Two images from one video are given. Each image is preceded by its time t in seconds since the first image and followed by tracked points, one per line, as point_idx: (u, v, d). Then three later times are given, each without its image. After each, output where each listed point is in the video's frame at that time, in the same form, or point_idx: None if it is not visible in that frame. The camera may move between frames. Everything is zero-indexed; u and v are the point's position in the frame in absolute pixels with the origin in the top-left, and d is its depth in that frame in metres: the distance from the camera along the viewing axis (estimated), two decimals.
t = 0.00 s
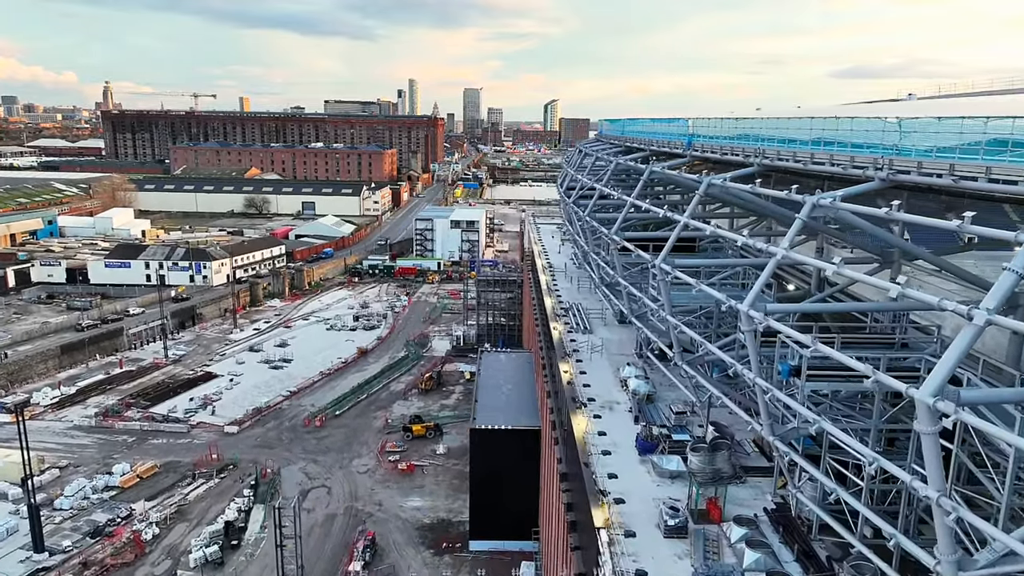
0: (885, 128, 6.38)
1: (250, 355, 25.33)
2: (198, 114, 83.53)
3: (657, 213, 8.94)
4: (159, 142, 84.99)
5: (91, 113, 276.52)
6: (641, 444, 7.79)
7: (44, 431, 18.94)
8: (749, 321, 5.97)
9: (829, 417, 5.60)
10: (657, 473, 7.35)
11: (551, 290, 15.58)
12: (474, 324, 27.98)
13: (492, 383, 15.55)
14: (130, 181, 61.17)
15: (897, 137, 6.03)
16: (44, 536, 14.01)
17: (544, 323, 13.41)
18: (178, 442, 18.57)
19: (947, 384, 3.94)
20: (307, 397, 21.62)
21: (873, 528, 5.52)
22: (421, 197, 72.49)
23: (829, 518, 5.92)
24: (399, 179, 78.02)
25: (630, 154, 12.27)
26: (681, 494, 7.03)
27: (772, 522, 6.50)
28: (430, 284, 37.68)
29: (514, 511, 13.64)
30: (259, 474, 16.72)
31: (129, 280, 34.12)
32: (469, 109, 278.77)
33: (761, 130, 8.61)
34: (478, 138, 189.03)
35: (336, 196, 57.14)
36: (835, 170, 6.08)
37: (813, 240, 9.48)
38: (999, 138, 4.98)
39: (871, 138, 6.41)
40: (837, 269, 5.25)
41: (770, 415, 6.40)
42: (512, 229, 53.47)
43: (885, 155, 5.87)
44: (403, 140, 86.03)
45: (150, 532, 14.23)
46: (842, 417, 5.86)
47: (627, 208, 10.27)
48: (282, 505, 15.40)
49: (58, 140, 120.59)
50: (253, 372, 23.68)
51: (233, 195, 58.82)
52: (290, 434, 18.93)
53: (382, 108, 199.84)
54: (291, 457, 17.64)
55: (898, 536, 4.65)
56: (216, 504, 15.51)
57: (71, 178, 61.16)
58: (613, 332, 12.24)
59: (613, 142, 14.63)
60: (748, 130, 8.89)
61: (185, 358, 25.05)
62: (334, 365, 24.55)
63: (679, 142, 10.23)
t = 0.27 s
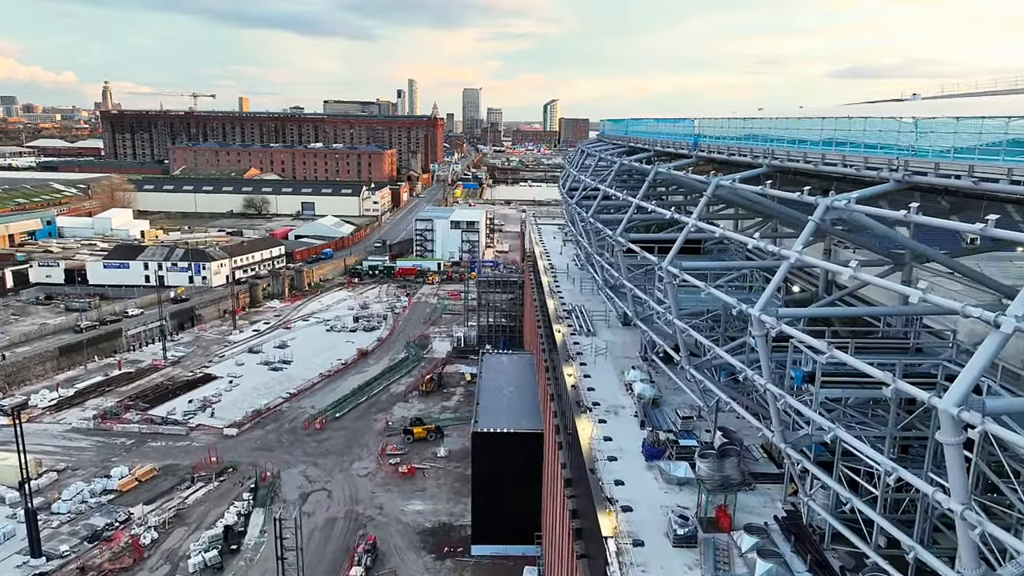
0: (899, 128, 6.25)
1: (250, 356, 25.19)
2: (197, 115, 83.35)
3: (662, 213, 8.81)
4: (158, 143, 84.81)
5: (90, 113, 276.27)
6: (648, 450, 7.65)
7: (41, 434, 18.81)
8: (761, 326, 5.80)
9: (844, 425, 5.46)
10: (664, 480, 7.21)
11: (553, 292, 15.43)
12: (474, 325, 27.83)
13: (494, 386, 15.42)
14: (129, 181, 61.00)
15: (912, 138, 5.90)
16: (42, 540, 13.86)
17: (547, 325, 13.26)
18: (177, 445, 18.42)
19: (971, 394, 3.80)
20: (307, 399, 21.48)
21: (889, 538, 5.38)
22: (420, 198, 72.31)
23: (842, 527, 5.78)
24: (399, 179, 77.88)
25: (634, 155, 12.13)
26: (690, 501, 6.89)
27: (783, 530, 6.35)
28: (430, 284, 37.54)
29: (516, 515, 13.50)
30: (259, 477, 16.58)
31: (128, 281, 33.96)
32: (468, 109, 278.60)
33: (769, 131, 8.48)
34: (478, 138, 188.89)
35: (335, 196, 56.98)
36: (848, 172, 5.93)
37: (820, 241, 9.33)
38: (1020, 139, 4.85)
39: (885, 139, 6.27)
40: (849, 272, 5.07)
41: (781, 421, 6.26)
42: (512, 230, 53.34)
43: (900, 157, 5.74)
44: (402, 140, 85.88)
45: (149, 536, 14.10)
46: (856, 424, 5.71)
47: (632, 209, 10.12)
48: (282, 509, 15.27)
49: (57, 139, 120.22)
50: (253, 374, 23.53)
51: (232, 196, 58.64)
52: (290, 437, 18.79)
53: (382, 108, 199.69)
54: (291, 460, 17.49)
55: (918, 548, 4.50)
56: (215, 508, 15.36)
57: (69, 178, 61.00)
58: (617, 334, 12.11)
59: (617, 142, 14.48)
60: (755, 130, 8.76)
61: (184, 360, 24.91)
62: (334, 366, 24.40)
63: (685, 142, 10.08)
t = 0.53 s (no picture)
0: (914, 128, 6.10)
1: (249, 358, 25.03)
2: (196, 115, 83.17)
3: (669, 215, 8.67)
4: (157, 143, 84.59)
5: (89, 113, 275.95)
6: (655, 456, 7.50)
7: (38, 437, 18.65)
8: (773, 331, 5.65)
9: (859, 433, 5.31)
10: (672, 487, 7.07)
11: (556, 294, 15.29)
12: (475, 326, 27.69)
13: (495, 388, 15.28)
14: (128, 182, 60.79)
15: (928, 138, 5.75)
16: (38, 545, 13.70)
17: (550, 328, 13.12)
18: (175, 447, 18.27)
19: (997, 403, 3.65)
20: (307, 401, 21.33)
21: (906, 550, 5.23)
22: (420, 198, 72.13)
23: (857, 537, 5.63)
24: (399, 179, 77.75)
25: (638, 155, 11.98)
26: (698, 509, 6.74)
27: (795, 540, 6.20)
28: (430, 285, 37.41)
29: (518, 519, 13.35)
30: (259, 480, 16.44)
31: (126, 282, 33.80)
32: (468, 109, 278.53)
33: (777, 131, 8.35)
34: (478, 138, 188.71)
35: (334, 196, 56.83)
36: (861, 172, 5.80)
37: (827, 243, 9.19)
38: None
39: (899, 140, 6.13)
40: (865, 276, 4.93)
41: (793, 428, 6.10)
42: (512, 230, 53.20)
43: (916, 157, 5.59)
44: (402, 140, 85.73)
45: (147, 540, 13.94)
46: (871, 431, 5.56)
47: (636, 211, 9.98)
48: (282, 512, 15.12)
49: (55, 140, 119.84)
50: (252, 376, 23.38)
51: (231, 196, 58.45)
52: (289, 440, 18.63)
53: (381, 108, 199.56)
54: (290, 463, 17.34)
55: (938, 562, 4.35)
56: (214, 511, 15.21)
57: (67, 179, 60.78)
58: (621, 337, 11.97)
59: (620, 142, 14.34)
60: (763, 130, 8.61)
61: (182, 361, 24.75)
62: (334, 368, 24.26)
63: (691, 143, 9.94)
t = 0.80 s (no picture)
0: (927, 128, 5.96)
1: (248, 359, 24.88)
2: (195, 115, 82.99)
3: (675, 216, 8.53)
4: (156, 143, 84.36)
5: (87, 113, 275.59)
6: (662, 462, 7.36)
7: (35, 439, 18.51)
8: (785, 335, 5.49)
9: (875, 442, 5.15)
10: (679, 494, 6.93)
11: (557, 295, 15.15)
12: (475, 327, 27.56)
13: (497, 391, 15.13)
14: (126, 182, 60.61)
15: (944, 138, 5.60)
16: (35, 550, 13.55)
17: (552, 330, 12.97)
18: (174, 450, 18.12)
19: None
20: (307, 403, 21.19)
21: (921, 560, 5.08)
22: (419, 198, 72.01)
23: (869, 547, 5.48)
24: (398, 179, 77.61)
25: (642, 156, 11.84)
26: (706, 517, 6.60)
27: (806, 549, 6.06)
28: (430, 286, 37.28)
29: (520, 523, 13.22)
30: (258, 483, 16.30)
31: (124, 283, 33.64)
32: (467, 109, 278.30)
33: (784, 131, 8.22)
34: (477, 138, 188.57)
35: (334, 196, 56.68)
36: (875, 173, 5.65)
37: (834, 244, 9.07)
38: None
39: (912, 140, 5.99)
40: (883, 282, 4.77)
41: (805, 435, 5.95)
42: (512, 231, 53.08)
43: (933, 158, 5.45)
44: (401, 140, 85.56)
45: (145, 545, 13.79)
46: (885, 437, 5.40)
47: (641, 212, 9.83)
48: (281, 516, 14.98)
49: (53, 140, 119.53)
50: (251, 377, 23.23)
51: (230, 196, 58.27)
52: (289, 443, 18.49)
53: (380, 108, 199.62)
54: (290, 466, 17.21)
55: None
56: (212, 515, 15.05)
57: (66, 179, 60.63)
58: (624, 339, 11.83)
59: (622, 142, 14.20)
60: (771, 130, 8.49)
61: (181, 363, 24.61)
62: (333, 369, 24.11)
63: (697, 143, 9.79)
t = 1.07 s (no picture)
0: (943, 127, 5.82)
1: (247, 361, 24.73)
2: (193, 115, 82.77)
3: (681, 218, 8.39)
4: (154, 143, 84.11)
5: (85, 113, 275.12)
6: (669, 469, 7.22)
7: (32, 442, 18.35)
8: (798, 341, 5.36)
9: (891, 451, 5.01)
10: (687, 501, 6.79)
11: (559, 296, 15.02)
12: (475, 328, 27.42)
13: (498, 394, 14.99)
14: (124, 182, 60.39)
15: (961, 138, 5.46)
16: (31, 555, 13.39)
17: (554, 332, 12.83)
18: (172, 453, 17.97)
19: None
20: (306, 405, 21.04)
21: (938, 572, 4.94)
22: (419, 198, 71.86)
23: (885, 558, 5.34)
24: (397, 179, 77.43)
25: (646, 156, 11.69)
26: (715, 525, 6.47)
27: (817, 558, 5.92)
28: (429, 286, 37.12)
29: (521, 527, 13.09)
30: (257, 487, 16.16)
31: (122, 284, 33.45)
32: (466, 109, 278.13)
33: (792, 132, 8.07)
34: (476, 138, 188.38)
35: (332, 197, 56.51)
36: (889, 175, 5.51)
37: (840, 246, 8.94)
38: None
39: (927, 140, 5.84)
40: (901, 286, 4.63)
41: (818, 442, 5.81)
42: (511, 231, 52.94)
43: (950, 158, 5.31)
44: (400, 140, 85.35)
45: (142, 549, 13.64)
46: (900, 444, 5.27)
47: (646, 214, 9.68)
48: (281, 520, 14.83)
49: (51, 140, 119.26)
50: (250, 379, 23.08)
51: (228, 196, 58.07)
52: (288, 445, 18.34)
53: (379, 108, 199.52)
54: (289, 469, 17.06)
55: None
56: (211, 519, 14.90)
57: (63, 179, 60.43)
58: (627, 342, 11.70)
59: (625, 142, 14.06)
60: (779, 130, 8.35)
61: (179, 364, 24.45)
62: (332, 371, 23.96)
63: (702, 143, 9.64)
